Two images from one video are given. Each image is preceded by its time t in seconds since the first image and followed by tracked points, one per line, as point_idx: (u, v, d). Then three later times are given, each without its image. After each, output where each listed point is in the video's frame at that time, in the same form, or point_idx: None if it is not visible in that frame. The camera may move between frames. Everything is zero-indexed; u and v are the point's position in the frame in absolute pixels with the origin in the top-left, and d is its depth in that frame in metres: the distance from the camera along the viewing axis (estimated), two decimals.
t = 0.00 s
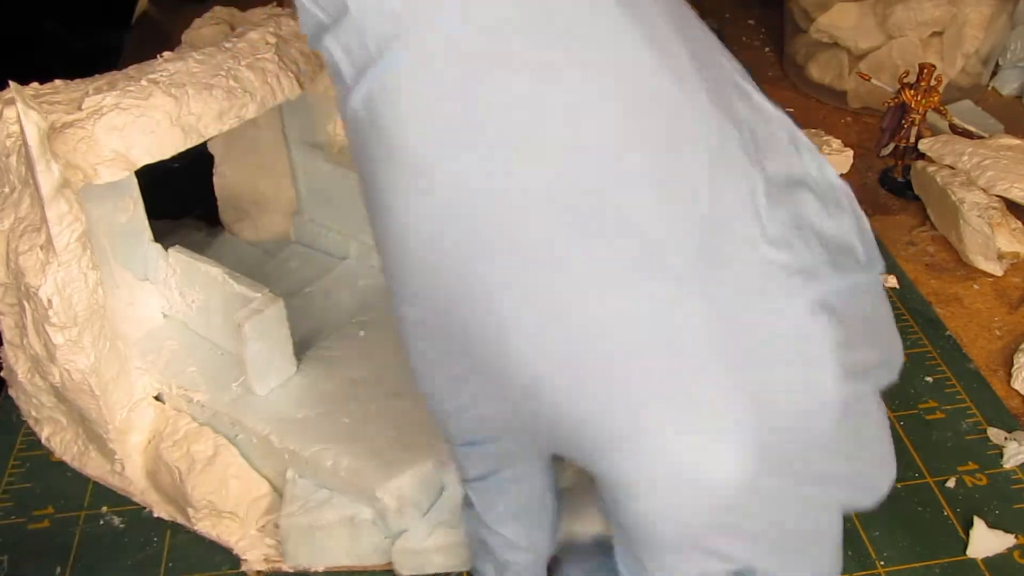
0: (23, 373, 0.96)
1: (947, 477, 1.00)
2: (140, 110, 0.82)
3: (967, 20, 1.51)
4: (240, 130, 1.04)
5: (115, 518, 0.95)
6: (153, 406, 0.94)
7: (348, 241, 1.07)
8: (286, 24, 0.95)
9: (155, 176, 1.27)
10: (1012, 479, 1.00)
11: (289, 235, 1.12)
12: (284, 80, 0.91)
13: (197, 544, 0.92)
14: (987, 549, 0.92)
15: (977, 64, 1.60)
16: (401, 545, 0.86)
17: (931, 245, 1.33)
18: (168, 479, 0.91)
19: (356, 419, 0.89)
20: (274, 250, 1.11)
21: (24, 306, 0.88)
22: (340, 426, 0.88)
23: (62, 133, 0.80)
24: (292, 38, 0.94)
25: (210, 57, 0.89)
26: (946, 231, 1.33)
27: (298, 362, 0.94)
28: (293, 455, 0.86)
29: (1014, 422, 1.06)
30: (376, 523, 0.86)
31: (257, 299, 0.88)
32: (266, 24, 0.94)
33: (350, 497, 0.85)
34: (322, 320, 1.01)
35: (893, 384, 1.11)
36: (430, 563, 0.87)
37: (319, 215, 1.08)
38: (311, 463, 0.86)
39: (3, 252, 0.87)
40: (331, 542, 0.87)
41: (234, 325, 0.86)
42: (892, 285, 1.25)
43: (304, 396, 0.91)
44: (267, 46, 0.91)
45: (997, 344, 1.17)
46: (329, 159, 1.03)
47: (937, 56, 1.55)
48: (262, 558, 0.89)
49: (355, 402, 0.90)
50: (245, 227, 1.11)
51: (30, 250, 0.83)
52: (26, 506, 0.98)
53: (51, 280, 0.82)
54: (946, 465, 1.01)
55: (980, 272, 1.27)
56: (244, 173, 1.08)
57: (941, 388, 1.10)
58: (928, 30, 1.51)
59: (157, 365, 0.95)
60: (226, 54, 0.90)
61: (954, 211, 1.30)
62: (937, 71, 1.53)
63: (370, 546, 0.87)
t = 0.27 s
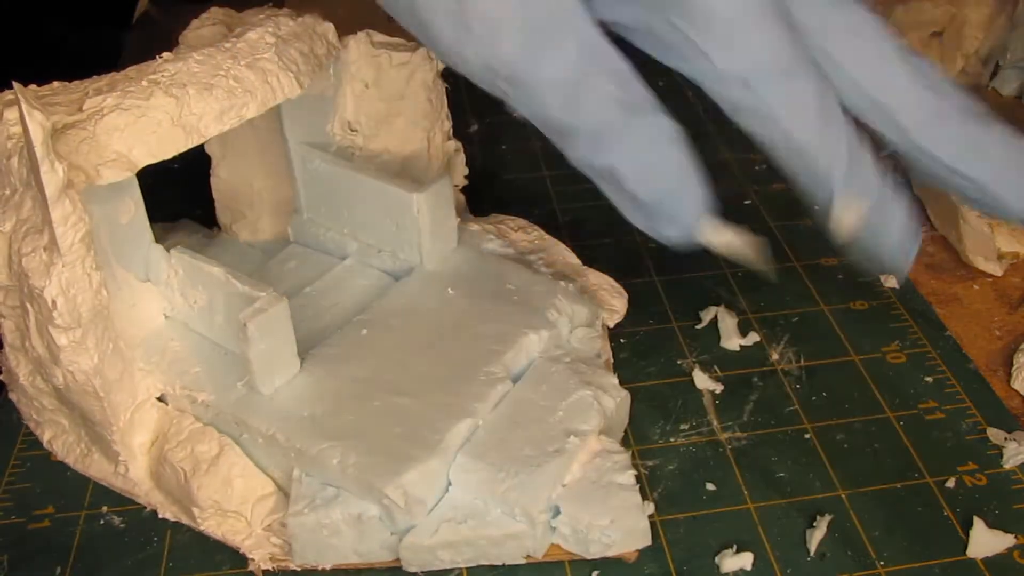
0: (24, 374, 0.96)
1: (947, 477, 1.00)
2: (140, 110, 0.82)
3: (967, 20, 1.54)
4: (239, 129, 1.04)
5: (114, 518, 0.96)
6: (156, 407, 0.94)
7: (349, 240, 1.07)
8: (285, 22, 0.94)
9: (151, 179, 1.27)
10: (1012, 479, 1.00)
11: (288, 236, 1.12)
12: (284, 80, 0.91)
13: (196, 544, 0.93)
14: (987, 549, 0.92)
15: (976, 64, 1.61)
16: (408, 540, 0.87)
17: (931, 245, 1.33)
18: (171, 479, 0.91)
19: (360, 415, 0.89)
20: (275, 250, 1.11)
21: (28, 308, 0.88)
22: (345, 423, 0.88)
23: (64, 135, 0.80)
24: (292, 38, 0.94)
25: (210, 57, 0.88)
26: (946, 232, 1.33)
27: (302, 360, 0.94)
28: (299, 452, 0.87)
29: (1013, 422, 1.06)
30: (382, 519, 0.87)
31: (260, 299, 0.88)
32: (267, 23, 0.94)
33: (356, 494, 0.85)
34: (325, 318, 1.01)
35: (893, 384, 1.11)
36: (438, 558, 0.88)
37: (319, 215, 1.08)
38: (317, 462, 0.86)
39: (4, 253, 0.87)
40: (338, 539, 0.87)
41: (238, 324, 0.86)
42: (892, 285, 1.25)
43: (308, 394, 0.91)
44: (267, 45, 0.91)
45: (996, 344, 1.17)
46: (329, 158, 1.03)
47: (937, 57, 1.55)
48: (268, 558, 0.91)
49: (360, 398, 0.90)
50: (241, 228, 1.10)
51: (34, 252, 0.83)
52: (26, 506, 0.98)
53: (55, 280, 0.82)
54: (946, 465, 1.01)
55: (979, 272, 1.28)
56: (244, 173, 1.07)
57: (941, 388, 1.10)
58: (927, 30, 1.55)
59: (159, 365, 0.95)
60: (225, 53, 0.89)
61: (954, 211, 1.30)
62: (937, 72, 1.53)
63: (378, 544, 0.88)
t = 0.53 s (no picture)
0: (23, 375, 0.96)
1: (947, 477, 1.00)
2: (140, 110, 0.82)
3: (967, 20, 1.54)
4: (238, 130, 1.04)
5: (114, 519, 0.96)
6: (156, 408, 0.94)
7: (349, 240, 1.07)
8: (285, 22, 0.94)
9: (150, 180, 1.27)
10: (1012, 479, 1.00)
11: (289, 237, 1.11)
12: (283, 80, 0.91)
13: (195, 544, 0.93)
14: (987, 549, 0.92)
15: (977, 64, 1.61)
16: (408, 540, 0.86)
17: (931, 245, 1.33)
18: (170, 480, 0.91)
19: (360, 415, 0.89)
20: (275, 251, 1.11)
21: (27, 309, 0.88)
22: (345, 422, 0.88)
23: (63, 135, 0.80)
24: (291, 38, 0.94)
25: (210, 57, 0.88)
26: (946, 231, 1.33)
27: (302, 361, 0.94)
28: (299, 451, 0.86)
29: (1013, 422, 1.06)
30: (382, 519, 0.86)
31: (260, 298, 0.88)
32: (266, 23, 0.93)
33: (356, 494, 0.85)
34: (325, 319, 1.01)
35: (894, 384, 1.11)
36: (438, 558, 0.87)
37: (318, 214, 1.08)
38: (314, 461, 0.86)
39: (3, 254, 0.87)
40: (337, 539, 0.87)
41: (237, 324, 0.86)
42: (892, 285, 1.25)
43: (308, 394, 0.91)
44: (267, 45, 0.91)
45: (997, 344, 1.17)
46: (329, 157, 1.02)
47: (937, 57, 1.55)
48: (267, 558, 0.91)
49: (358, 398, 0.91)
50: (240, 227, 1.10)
51: (33, 252, 0.82)
52: (25, 507, 0.98)
53: (54, 281, 0.81)
54: (946, 465, 1.01)
55: (980, 272, 1.28)
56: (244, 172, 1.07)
57: (941, 387, 1.10)
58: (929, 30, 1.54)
59: (159, 365, 0.95)
60: (224, 53, 0.89)
61: (954, 211, 1.30)
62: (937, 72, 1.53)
63: (377, 544, 0.88)
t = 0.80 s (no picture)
0: (23, 375, 0.96)
1: (948, 477, 1.00)
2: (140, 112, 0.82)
3: (967, 20, 1.53)
4: (239, 130, 1.04)
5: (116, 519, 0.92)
6: (154, 407, 0.95)
7: (349, 240, 1.07)
8: (285, 22, 0.94)
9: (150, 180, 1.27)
10: (1012, 479, 0.99)
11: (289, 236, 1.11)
12: (283, 79, 0.91)
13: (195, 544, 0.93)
14: (987, 549, 0.92)
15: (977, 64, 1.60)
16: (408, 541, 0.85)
17: (931, 245, 1.33)
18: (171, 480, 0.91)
19: (360, 414, 0.89)
20: (275, 250, 1.11)
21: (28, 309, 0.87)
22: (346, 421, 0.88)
23: (64, 134, 0.80)
24: (292, 37, 0.94)
25: (210, 56, 0.88)
26: (946, 232, 1.33)
27: (301, 362, 0.93)
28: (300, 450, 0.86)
29: (1013, 423, 1.06)
30: (383, 519, 0.86)
31: (260, 298, 0.88)
32: (266, 22, 0.94)
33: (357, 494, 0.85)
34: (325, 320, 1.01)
35: (894, 385, 1.11)
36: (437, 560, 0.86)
37: (318, 215, 1.07)
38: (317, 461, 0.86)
39: (3, 254, 0.87)
40: (338, 539, 0.87)
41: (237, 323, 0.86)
42: (893, 285, 1.25)
43: (309, 394, 0.91)
44: (268, 44, 0.91)
45: (997, 344, 1.17)
46: (329, 156, 1.02)
47: (938, 56, 1.55)
48: (268, 558, 0.89)
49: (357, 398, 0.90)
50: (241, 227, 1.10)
51: (33, 252, 0.82)
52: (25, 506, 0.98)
53: (55, 280, 0.81)
54: (946, 466, 1.01)
55: (980, 272, 1.27)
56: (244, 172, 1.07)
57: (941, 388, 1.10)
58: (928, 30, 1.51)
59: (159, 365, 0.95)
60: (225, 53, 0.90)
61: (954, 211, 1.30)
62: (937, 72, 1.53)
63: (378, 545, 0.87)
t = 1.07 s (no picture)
0: (23, 375, 0.96)
1: (948, 477, 1.00)
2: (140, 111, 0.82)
3: (967, 20, 1.53)
4: (238, 131, 1.04)
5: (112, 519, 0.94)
6: (154, 407, 0.95)
7: (349, 240, 1.07)
8: (285, 23, 0.95)
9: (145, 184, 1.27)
10: (1012, 479, 0.99)
11: (289, 236, 1.11)
12: (283, 79, 0.91)
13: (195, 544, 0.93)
14: (987, 549, 0.92)
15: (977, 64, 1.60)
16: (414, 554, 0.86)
17: (931, 245, 1.33)
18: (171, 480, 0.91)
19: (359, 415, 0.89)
20: (275, 250, 1.11)
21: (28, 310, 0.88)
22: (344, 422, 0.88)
23: (64, 134, 0.80)
24: (292, 38, 0.94)
25: (210, 57, 0.89)
26: (946, 232, 1.33)
27: (301, 363, 0.94)
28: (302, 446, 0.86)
29: (1014, 422, 1.06)
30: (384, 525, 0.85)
31: (260, 299, 0.88)
32: (266, 23, 0.94)
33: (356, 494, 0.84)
34: (325, 320, 1.01)
35: (894, 385, 1.11)
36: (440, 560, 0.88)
37: (318, 215, 1.08)
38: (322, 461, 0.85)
39: (3, 254, 0.86)
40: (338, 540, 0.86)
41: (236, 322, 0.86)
42: (892, 285, 1.25)
43: (309, 394, 0.91)
44: (267, 45, 0.92)
45: (997, 344, 1.17)
46: (328, 156, 1.02)
47: (937, 56, 1.55)
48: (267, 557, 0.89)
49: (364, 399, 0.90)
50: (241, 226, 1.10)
51: (33, 252, 0.81)
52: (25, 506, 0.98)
53: (55, 281, 0.81)
54: (946, 465, 1.01)
55: (980, 272, 1.27)
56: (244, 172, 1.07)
57: (941, 387, 1.10)
58: (928, 30, 1.52)
59: (160, 365, 0.95)
60: (225, 53, 0.90)
61: (954, 211, 1.30)
62: (937, 72, 1.53)
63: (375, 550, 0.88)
